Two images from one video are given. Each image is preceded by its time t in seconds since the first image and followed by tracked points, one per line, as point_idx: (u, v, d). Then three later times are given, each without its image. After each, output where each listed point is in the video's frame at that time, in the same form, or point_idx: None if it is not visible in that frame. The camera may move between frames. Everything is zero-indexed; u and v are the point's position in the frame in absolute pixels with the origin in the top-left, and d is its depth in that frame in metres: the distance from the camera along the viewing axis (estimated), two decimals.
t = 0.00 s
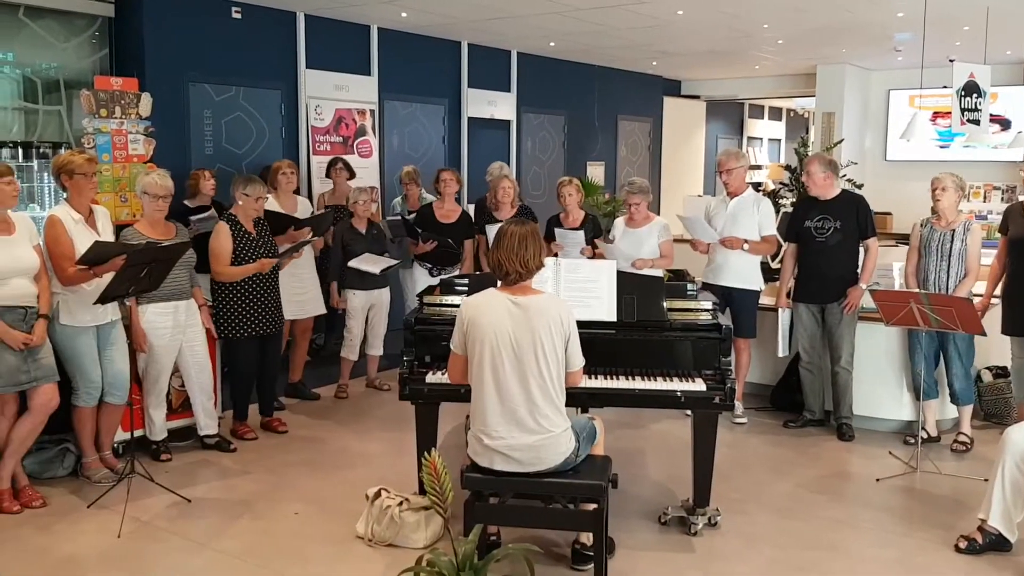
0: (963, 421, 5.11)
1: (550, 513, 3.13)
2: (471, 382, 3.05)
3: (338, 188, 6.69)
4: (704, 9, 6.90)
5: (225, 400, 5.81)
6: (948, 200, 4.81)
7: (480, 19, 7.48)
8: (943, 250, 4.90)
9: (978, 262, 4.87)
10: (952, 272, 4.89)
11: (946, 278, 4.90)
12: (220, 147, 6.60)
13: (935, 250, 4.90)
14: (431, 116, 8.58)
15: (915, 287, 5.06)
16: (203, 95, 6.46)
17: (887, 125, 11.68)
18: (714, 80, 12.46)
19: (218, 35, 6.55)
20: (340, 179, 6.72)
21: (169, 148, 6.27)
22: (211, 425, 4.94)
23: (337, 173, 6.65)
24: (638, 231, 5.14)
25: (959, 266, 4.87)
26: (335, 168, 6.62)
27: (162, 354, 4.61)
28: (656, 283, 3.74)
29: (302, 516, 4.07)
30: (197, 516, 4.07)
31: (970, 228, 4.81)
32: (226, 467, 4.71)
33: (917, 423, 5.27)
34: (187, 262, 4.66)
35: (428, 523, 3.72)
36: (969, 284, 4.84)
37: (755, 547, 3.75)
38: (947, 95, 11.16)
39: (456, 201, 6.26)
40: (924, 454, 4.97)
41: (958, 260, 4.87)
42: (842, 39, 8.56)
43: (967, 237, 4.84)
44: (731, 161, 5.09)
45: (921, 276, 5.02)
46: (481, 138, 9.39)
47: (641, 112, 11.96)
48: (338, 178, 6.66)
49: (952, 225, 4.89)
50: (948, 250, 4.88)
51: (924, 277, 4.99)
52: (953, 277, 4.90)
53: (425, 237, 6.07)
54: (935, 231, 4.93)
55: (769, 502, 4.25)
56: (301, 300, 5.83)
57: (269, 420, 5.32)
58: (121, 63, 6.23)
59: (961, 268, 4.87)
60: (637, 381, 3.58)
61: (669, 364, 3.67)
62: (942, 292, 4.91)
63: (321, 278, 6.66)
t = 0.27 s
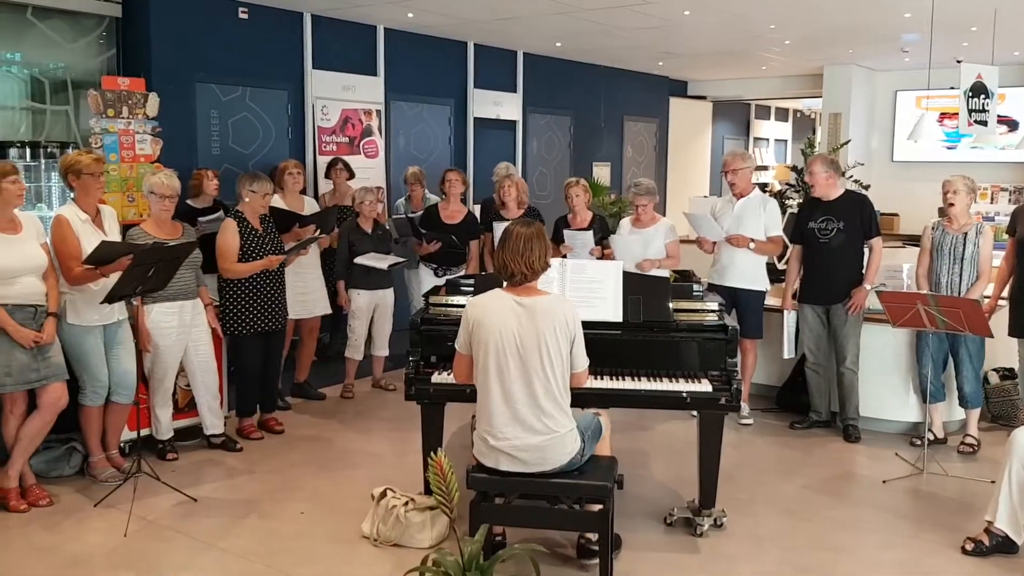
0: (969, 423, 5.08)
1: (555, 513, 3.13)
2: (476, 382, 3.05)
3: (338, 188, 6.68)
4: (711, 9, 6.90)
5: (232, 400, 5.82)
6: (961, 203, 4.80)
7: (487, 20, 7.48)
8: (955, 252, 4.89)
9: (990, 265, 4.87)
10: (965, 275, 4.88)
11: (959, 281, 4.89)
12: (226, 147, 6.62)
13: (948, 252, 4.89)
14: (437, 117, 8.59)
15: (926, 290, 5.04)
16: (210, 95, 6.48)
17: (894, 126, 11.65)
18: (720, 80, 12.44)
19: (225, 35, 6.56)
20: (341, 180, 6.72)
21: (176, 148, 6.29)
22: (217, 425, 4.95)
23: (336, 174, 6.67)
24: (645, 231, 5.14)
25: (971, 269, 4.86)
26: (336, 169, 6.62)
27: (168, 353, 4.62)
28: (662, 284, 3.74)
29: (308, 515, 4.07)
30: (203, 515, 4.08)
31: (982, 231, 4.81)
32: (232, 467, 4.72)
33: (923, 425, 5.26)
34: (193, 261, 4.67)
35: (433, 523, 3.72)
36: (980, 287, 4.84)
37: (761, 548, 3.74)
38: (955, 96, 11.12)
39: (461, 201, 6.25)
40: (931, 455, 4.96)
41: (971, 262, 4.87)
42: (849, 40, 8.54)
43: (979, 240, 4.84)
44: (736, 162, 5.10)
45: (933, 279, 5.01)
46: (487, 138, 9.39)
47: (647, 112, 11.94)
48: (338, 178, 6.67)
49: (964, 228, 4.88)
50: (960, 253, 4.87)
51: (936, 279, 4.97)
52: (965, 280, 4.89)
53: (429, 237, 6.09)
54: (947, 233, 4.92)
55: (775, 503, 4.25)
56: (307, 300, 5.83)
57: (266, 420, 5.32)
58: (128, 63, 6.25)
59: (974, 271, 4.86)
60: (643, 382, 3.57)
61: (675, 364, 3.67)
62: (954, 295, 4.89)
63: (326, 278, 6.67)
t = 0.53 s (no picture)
0: (984, 424, 5.06)
1: (566, 513, 3.13)
2: (487, 381, 3.05)
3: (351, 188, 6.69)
4: (722, 8, 6.88)
5: (244, 399, 5.85)
6: (983, 205, 4.78)
7: (497, 20, 7.49)
8: (975, 252, 4.87)
9: (1011, 265, 4.84)
10: (985, 274, 4.85)
11: (979, 280, 4.87)
12: (238, 147, 6.64)
13: (969, 251, 4.87)
14: (448, 117, 8.59)
15: (946, 290, 5.01)
16: (222, 95, 6.50)
17: (906, 125, 11.60)
18: (731, 80, 12.41)
19: (237, 35, 6.58)
20: (354, 180, 6.74)
21: (188, 149, 6.32)
22: (229, 424, 4.97)
23: (349, 174, 6.68)
24: (656, 231, 5.14)
25: (992, 268, 4.84)
26: (348, 169, 6.63)
27: (180, 352, 4.64)
28: (673, 284, 3.73)
29: (319, 514, 4.08)
30: (215, 514, 4.09)
31: (1002, 230, 4.78)
32: (244, 466, 4.73)
33: (937, 425, 5.24)
34: (204, 261, 4.69)
35: (444, 522, 3.72)
36: (1000, 288, 4.80)
37: (773, 549, 3.73)
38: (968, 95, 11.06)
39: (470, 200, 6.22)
40: (944, 457, 4.93)
41: (991, 262, 4.84)
42: (862, 39, 8.51)
43: (999, 239, 4.82)
44: (747, 162, 5.09)
45: (953, 278, 4.99)
46: (498, 138, 9.39)
47: (658, 112, 11.92)
48: (351, 179, 6.68)
49: (984, 227, 4.87)
50: (980, 252, 4.85)
51: (956, 278, 4.95)
52: (985, 279, 4.86)
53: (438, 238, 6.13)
54: (967, 233, 4.90)
55: (786, 504, 4.23)
56: (318, 300, 5.85)
57: (276, 419, 5.32)
58: (141, 64, 6.28)
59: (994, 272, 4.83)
60: (654, 382, 3.57)
61: (686, 364, 3.66)
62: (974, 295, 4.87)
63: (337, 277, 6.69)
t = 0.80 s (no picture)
0: (988, 424, 5.06)
1: (568, 512, 3.13)
2: (489, 380, 3.05)
3: (362, 187, 6.70)
4: (725, 8, 6.87)
5: (246, 398, 5.85)
6: (992, 208, 4.78)
7: (500, 19, 7.49)
8: (984, 253, 4.86)
9: (1021, 268, 4.80)
10: (993, 276, 4.83)
11: (987, 282, 4.84)
12: (241, 146, 6.65)
13: (977, 253, 4.86)
14: (451, 116, 8.59)
15: (955, 291, 5.00)
16: (226, 94, 6.50)
17: (910, 125, 11.58)
18: (735, 80, 12.40)
19: (240, 33, 6.59)
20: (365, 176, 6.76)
21: (192, 147, 6.32)
22: (231, 422, 4.97)
23: (361, 172, 6.70)
24: (659, 231, 5.14)
25: (1000, 270, 4.82)
26: (360, 167, 6.66)
27: (182, 351, 4.65)
28: (676, 284, 3.73)
29: (321, 513, 4.08)
30: (217, 512, 4.10)
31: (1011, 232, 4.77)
32: (246, 464, 4.74)
33: (940, 426, 5.23)
34: (207, 259, 4.69)
35: (446, 521, 3.72)
36: (1008, 290, 4.77)
37: (774, 549, 3.73)
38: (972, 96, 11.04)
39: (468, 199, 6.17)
40: (947, 457, 4.92)
41: (1000, 264, 4.82)
42: (865, 39, 8.50)
43: (1008, 242, 4.80)
44: (749, 162, 5.09)
45: (962, 281, 4.98)
46: (501, 137, 9.39)
47: (661, 111, 11.92)
48: (362, 177, 6.70)
49: (994, 229, 4.86)
50: (989, 254, 4.84)
51: (965, 280, 4.94)
52: (994, 281, 4.84)
53: (437, 236, 6.16)
54: (977, 235, 4.90)
55: (788, 504, 4.23)
56: (320, 299, 5.85)
57: (278, 417, 5.32)
58: (144, 63, 6.28)
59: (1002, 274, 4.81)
60: (656, 381, 3.57)
61: (689, 364, 3.66)
62: (982, 296, 4.85)
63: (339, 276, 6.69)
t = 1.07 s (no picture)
0: (999, 426, 5.03)
1: (575, 512, 3.13)
2: (496, 380, 3.05)
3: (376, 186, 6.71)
4: (734, 8, 6.86)
5: (255, 397, 5.87)
6: (1006, 208, 4.75)
7: (508, 19, 7.49)
8: (999, 254, 4.84)
9: None
10: (1008, 276, 4.81)
11: (1002, 282, 4.83)
12: (251, 146, 6.67)
13: (991, 254, 4.85)
14: (460, 115, 8.59)
15: (970, 292, 4.99)
16: (235, 94, 6.52)
17: (920, 125, 11.53)
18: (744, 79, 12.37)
19: (250, 33, 6.61)
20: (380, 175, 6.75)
21: (202, 147, 6.34)
22: (240, 421, 4.99)
23: (376, 172, 6.71)
24: (669, 231, 5.12)
25: (1015, 270, 4.79)
26: (375, 167, 6.66)
27: (192, 350, 4.67)
28: (684, 284, 3.72)
29: (329, 512, 4.09)
30: (226, 510, 4.11)
31: None
32: (255, 463, 4.75)
33: (950, 427, 5.21)
34: (216, 258, 4.71)
35: (454, 521, 3.73)
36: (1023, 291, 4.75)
37: (783, 550, 3.72)
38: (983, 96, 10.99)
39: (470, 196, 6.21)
40: (957, 459, 4.90)
41: (1015, 264, 4.79)
42: (875, 38, 8.47)
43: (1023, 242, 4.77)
44: (760, 163, 5.08)
45: (977, 281, 4.96)
46: (509, 137, 9.39)
47: (670, 111, 11.90)
48: (377, 176, 6.71)
49: (1009, 230, 4.82)
50: (1004, 254, 4.82)
51: (980, 281, 4.93)
52: (1009, 281, 4.82)
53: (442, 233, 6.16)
54: (992, 236, 4.88)
55: (797, 505, 4.22)
56: (329, 298, 5.85)
57: (287, 417, 5.34)
58: (155, 63, 6.31)
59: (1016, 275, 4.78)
60: (664, 382, 3.56)
61: (697, 365, 3.65)
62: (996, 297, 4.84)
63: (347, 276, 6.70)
